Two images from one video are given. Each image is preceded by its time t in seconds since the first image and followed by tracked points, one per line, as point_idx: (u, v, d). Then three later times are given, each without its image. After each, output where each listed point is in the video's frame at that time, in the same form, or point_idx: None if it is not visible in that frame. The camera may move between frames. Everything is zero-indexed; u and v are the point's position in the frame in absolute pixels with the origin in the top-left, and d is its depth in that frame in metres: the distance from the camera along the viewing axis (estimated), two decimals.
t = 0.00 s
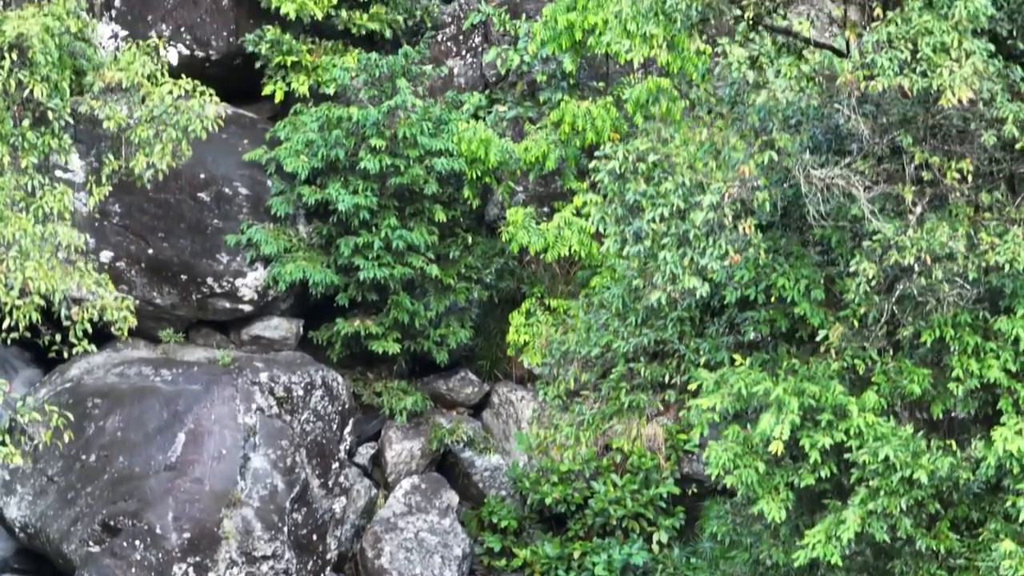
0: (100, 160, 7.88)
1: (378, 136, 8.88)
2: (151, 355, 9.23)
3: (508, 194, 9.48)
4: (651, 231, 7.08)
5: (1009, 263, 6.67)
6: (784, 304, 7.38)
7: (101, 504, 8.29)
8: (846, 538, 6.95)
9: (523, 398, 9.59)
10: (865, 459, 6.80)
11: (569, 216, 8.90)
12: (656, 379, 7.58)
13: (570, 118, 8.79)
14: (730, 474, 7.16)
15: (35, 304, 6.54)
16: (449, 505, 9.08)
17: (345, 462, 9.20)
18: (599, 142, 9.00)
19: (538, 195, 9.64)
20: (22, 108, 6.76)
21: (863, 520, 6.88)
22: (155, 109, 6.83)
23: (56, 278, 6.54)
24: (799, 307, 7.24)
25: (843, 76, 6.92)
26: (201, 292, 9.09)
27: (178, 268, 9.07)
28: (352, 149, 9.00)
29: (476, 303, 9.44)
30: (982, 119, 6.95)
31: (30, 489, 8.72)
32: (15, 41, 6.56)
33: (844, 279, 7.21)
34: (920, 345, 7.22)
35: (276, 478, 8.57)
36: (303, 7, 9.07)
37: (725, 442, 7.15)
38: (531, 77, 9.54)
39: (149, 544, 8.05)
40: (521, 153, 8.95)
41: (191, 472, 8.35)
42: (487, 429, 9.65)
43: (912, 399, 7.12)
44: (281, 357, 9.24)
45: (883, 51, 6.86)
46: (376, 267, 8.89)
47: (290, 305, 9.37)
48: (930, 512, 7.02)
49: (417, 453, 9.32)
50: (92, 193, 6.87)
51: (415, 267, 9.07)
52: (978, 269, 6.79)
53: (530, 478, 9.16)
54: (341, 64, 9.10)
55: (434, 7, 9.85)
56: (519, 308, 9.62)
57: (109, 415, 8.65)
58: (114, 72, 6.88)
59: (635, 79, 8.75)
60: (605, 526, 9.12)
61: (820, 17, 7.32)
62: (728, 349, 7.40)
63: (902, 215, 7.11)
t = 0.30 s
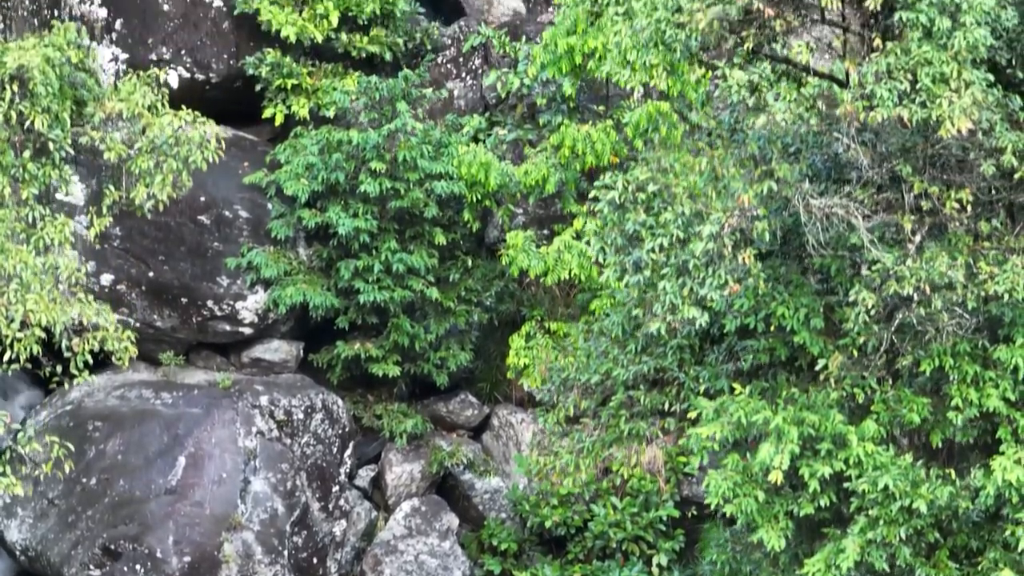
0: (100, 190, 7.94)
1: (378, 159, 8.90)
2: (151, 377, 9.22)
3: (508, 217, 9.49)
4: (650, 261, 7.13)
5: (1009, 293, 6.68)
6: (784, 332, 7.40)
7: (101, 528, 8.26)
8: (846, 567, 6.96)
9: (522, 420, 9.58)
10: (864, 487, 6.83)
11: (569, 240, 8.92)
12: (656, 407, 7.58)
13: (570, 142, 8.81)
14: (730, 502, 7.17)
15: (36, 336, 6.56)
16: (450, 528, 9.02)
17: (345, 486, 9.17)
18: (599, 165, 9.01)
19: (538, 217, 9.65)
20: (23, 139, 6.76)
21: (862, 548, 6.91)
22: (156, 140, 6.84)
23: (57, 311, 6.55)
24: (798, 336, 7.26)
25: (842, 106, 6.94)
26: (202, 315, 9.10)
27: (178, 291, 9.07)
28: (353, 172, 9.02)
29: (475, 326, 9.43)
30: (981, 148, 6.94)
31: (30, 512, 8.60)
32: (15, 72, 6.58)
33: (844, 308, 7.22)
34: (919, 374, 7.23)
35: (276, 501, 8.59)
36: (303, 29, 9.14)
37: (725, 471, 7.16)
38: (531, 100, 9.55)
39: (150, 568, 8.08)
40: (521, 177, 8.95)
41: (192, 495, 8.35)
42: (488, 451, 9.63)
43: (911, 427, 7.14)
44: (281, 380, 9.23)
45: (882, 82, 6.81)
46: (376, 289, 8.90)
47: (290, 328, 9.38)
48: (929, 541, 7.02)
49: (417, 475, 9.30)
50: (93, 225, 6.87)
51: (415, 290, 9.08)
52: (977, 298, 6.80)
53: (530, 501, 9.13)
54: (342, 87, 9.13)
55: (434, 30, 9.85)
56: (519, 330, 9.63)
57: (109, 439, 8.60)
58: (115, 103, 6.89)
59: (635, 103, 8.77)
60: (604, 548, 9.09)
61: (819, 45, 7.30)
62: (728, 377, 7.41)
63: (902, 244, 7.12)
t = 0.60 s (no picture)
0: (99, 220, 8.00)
1: (378, 182, 8.92)
2: (151, 400, 9.20)
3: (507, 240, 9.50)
4: (649, 291, 7.09)
5: (1007, 322, 6.67)
6: (783, 360, 7.41)
7: (100, 552, 8.25)
8: None
9: (523, 442, 9.59)
10: (863, 516, 6.85)
11: (569, 263, 8.93)
12: (655, 435, 7.58)
13: (570, 166, 8.81)
14: (729, 531, 7.17)
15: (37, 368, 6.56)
16: (449, 550, 9.00)
17: (345, 509, 9.18)
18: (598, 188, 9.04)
19: (538, 239, 9.67)
20: (23, 170, 6.75)
21: None
22: (156, 171, 6.83)
23: (57, 342, 6.55)
24: (797, 364, 7.27)
25: (841, 136, 6.96)
26: (202, 337, 9.11)
27: (179, 313, 9.08)
28: (352, 196, 9.03)
29: (475, 348, 9.44)
30: (980, 178, 6.96)
31: (31, 534, 8.40)
32: (16, 103, 6.59)
33: (843, 337, 7.24)
34: (918, 402, 7.25)
35: (276, 525, 8.56)
36: (303, 52, 9.16)
37: (724, 500, 7.15)
38: (530, 122, 9.56)
39: None
40: (520, 201, 8.95)
41: (192, 518, 8.34)
42: (487, 473, 9.61)
43: (910, 456, 7.16)
44: (281, 403, 9.24)
45: (881, 112, 6.78)
46: (375, 312, 8.92)
47: (290, 351, 9.39)
48: (928, 569, 7.02)
49: (417, 497, 9.29)
50: (93, 255, 6.84)
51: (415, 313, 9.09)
52: (976, 327, 6.80)
53: (529, 523, 9.04)
54: (342, 111, 9.17)
55: (434, 52, 9.93)
56: (519, 353, 9.64)
57: (109, 461, 8.58)
58: (115, 133, 6.88)
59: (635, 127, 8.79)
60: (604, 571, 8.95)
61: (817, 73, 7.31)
62: (727, 405, 7.43)
63: (901, 272, 7.12)
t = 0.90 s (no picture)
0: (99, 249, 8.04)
1: (378, 204, 8.93)
2: (151, 420, 9.21)
3: (506, 263, 9.48)
4: (648, 319, 7.08)
5: (1006, 348, 6.71)
6: (782, 386, 7.43)
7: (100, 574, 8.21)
8: None
9: (522, 462, 9.51)
10: (862, 543, 6.84)
11: (568, 285, 8.94)
12: (655, 460, 7.63)
13: (570, 187, 8.82)
14: (729, 557, 7.17)
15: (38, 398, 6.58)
16: (449, 570, 8.95)
17: (345, 530, 9.14)
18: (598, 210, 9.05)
19: (537, 259, 9.68)
20: (24, 199, 6.76)
21: None
22: (156, 200, 6.85)
23: (57, 371, 6.57)
24: (796, 391, 7.28)
25: (841, 164, 6.93)
26: (202, 358, 9.10)
27: (178, 334, 9.09)
28: (352, 217, 9.05)
29: (475, 369, 9.44)
30: (978, 206, 6.99)
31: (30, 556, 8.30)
32: (17, 132, 6.59)
33: (842, 363, 7.25)
34: (917, 429, 7.27)
35: (276, 546, 8.54)
36: (303, 73, 9.18)
37: (724, 526, 7.15)
38: (530, 143, 9.57)
39: None
40: (520, 222, 8.96)
41: (192, 540, 8.35)
42: (487, 493, 9.56)
43: (909, 482, 7.18)
44: (280, 424, 9.24)
45: (880, 140, 6.76)
46: (375, 333, 8.94)
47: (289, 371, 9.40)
48: None
49: (417, 518, 9.23)
50: (93, 283, 6.84)
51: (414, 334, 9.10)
52: (975, 353, 6.80)
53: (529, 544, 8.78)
54: (342, 132, 9.19)
55: (434, 71, 9.92)
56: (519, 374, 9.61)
57: (109, 482, 8.57)
58: (115, 161, 6.89)
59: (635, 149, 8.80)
60: None
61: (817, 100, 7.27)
62: (726, 431, 7.45)
63: (900, 298, 7.13)
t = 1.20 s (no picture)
0: (99, 279, 7.98)
1: (378, 226, 8.95)
2: (152, 441, 9.21)
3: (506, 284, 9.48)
4: (648, 347, 7.12)
5: (1005, 376, 6.71)
6: (781, 413, 7.44)
7: None
8: None
9: (523, 483, 9.47)
10: (863, 570, 6.80)
11: (568, 307, 8.95)
12: (655, 485, 7.65)
13: (570, 210, 8.83)
14: None
15: (39, 428, 6.60)
16: None
17: (346, 552, 9.09)
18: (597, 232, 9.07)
19: (537, 280, 9.69)
20: (25, 228, 6.76)
21: None
22: (156, 230, 6.85)
23: (58, 402, 6.57)
24: (796, 418, 7.29)
25: (841, 193, 6.94)
26: (202, 380, 9.12)
27: (179, 356, 9.09)
28: (352, 239, 9.06)
29: (475, 390, 9.45)
30: (978, 234, 6.98)
31: None
32: (17, 162, 6.59)
33: (841, 390, 7.27)
34: (917, 456, 7.28)
35: (277, 568, 8.48)
36: (303, 95, 9.18)
37: (724, 554, 7.15)
38: (530, 164, 9.57)
39: None
40: (520, 244, 8.96)
41: (192, 562, 8.31)
42: (487, 514, 9.51)
43: (908, 509, 7.20)
44: (281, 445, 9.25)
45: (879, 169, 6.76)
46: (375, 355, 8.95)
47: (290, 393, 9.40)
48: None
49: (417, 539, 9.20)
50: (94, 312, 6.84)
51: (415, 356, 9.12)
52: (974, 381, 6.81)
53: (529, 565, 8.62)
54: (342, 154, 9.22)
55: (434, 92, 9.94)
56: (518, 395, 9.65)
57: (110, 504, 8.58)
58: (115, 190, 6.89)
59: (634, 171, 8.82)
60: None
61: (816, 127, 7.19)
62: (726, 457, 7.47)
63: (900, 325, 7.14)
